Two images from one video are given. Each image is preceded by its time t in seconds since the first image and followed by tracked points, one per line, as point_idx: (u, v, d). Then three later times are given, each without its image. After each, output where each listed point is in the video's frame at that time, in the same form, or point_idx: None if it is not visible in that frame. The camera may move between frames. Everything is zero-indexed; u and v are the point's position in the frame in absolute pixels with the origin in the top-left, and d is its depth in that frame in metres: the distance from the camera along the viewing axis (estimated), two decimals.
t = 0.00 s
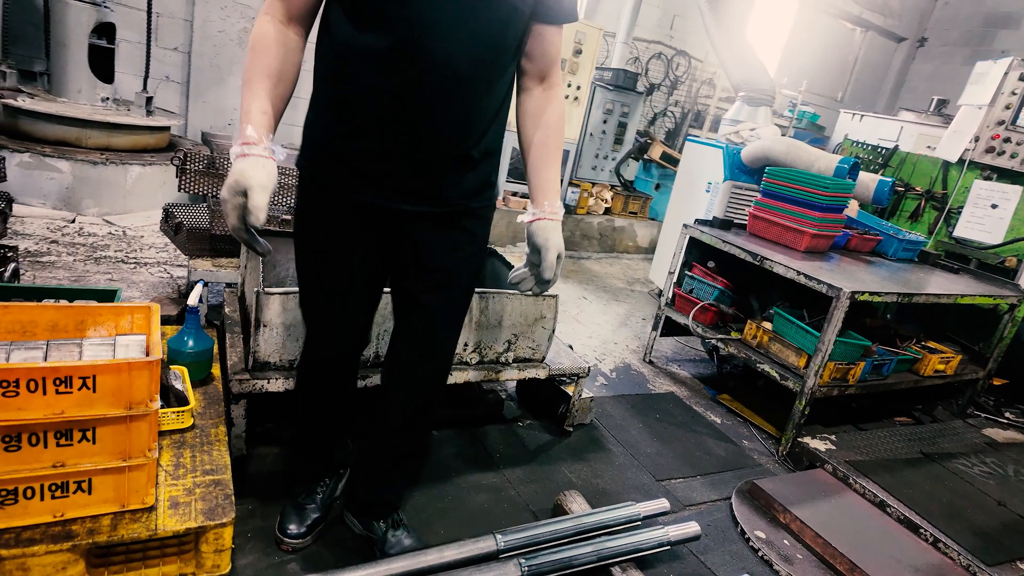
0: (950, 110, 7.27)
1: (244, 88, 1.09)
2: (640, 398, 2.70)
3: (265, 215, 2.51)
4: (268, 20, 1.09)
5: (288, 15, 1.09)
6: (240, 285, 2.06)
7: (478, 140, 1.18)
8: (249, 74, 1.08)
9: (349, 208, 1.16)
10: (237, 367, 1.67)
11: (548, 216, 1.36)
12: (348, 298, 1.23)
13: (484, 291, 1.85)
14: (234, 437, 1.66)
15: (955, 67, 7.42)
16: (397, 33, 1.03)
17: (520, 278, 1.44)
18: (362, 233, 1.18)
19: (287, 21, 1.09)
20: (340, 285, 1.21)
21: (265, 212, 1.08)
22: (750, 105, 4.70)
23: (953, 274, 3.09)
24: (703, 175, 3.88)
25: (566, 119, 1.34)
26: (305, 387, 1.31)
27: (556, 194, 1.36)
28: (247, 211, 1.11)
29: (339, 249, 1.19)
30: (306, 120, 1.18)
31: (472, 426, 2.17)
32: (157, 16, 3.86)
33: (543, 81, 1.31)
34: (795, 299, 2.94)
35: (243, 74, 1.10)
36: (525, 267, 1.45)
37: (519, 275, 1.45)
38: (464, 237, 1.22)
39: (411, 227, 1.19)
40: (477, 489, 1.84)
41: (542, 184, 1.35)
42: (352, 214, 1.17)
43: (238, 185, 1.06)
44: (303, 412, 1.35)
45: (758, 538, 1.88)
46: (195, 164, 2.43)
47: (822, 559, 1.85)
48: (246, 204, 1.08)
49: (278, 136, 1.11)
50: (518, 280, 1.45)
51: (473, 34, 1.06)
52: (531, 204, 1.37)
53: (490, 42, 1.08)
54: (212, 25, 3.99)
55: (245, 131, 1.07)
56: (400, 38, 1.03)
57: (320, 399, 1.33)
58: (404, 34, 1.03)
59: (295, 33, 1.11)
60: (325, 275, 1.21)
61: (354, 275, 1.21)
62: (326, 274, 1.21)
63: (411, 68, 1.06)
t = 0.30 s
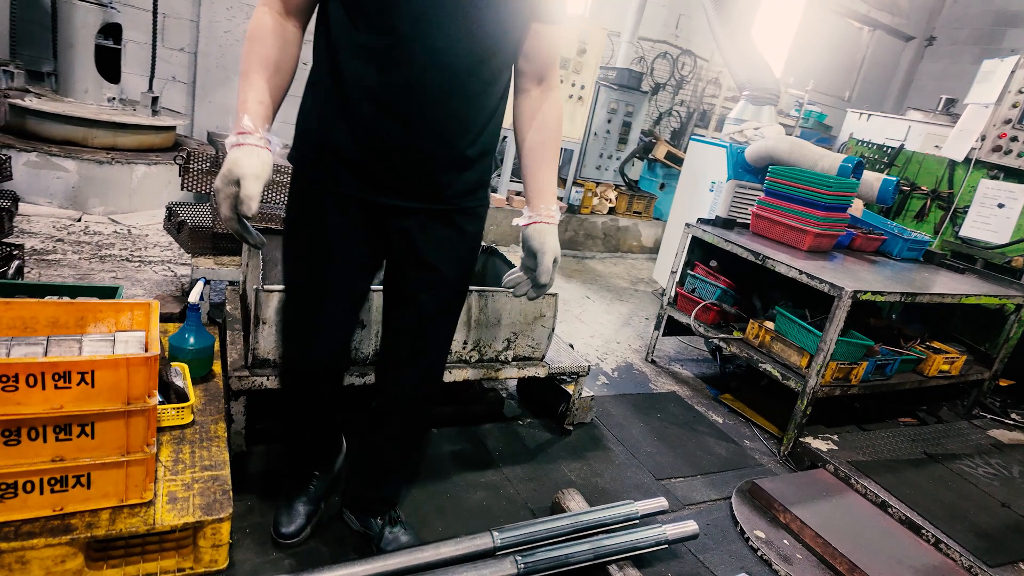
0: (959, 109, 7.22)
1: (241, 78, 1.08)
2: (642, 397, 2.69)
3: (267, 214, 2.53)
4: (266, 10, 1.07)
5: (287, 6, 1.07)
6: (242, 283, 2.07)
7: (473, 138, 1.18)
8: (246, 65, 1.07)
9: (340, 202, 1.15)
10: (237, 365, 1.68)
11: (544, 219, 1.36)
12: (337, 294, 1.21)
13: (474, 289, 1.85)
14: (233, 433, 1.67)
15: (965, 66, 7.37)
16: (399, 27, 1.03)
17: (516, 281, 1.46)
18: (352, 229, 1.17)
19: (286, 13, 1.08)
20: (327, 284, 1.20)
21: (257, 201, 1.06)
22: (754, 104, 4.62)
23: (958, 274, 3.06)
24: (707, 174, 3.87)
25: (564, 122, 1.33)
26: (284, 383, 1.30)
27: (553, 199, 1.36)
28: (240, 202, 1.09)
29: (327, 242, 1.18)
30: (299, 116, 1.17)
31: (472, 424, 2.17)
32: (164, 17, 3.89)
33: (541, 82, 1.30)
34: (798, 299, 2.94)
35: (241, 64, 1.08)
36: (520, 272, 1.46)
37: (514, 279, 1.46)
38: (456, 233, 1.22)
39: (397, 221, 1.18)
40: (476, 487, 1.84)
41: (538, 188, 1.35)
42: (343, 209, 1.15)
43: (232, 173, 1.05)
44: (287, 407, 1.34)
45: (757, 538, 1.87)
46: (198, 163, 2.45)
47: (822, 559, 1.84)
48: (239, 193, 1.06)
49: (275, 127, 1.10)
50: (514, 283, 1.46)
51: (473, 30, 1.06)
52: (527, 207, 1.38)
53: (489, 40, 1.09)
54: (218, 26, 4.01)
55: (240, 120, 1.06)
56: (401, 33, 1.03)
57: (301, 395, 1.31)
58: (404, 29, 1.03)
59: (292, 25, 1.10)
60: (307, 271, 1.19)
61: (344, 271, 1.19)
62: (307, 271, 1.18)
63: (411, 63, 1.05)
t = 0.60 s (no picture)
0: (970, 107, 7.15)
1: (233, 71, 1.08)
2: (644, 396, 2.70)
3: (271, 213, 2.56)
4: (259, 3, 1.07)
5: None
6: (245, 281, 2.10)
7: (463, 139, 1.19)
8: (238, 57, 1.07)
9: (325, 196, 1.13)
10: (239, 360, 1.71)
11: (534, 223, 1.36)
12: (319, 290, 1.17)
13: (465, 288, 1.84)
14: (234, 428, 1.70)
15: (977, 64, 7.30)
16: (393, 26, 1.04)
17: (506, 286, 1.45)
18: (340, 223, 1.16)
19: (279, 6, 1.08)
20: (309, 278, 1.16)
21: (251, 194, 1.09)
22: (760, 103, 4.60)
23: (965, 273, 3.04)
24: (712, 173, 3.87)
25: (555, 128, 1.33)
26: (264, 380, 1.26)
27: (543, 203, 1.37)
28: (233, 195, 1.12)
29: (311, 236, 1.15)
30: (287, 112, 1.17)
31: (473, 421, 2.18)
32: (173, 19, 3.94)
33: (534, 86, 1.30)
34: (801, 297, 2.94)
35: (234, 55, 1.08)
36: (510, 277, 1.45)
37: (504, 284, 1.45)
38: (447, 228, 1.23)
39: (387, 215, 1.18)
40: (475, 483, 1.86)
41: (529, 193, 1.36)
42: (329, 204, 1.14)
43: (226, 167, 1.07)
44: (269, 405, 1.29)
45: (756, 536, 1.87)
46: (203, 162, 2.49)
47: (822, 557, 1.83)
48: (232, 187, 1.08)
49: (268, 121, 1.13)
50: (504, 288, 1.45)
51: (466, 31, 1.08)
52: (518, 211, 1.38)
53: (482, 41, 1.11)
54: (226, 28, 4.06)
55: (233, 113, 1.08)
56: (395, 32, 1.05)
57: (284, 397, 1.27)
58: (398, 28, 1.04)
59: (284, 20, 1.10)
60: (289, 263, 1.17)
61: (329, 266, 1.17)
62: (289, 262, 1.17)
63: (404, 62, 1.07)
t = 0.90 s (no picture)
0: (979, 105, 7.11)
1: (227, 66, 1.07)
2: (646, 394, 2.70)
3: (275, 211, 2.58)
4: None
5: None
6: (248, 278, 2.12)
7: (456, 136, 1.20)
8: (233, 51, 1.06)
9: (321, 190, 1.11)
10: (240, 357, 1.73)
11: (528, 225, 1.37)
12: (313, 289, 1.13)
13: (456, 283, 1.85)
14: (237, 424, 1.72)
15: (985, 62, 7.25)
16: (391, 24, 1.05)
17: (501, 288, 1.48)
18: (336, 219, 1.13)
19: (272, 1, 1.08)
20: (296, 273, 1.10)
21: (251, 191, 1.08)
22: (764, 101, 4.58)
23: (971, 271, 3.02)
24: (716, 171, 3.87)
25: (550, 129, 1.35)
26: (244, 383, 1.19)
27: (538, 204, 1.38)
28: (231, 193, 1.11)
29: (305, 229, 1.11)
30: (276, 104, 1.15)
31: (474, 419, 2.20)
32: (179, 21, 3.97)
33: (528, 86, 1.32)
34: (804, 295, 2.92)
35: (226, 50, 1.07)
36: (504, 278, 1.48)
37: (499, 285, 1.48)
38: (440, 224, 1.24)
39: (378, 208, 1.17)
40: (476, 479, 1.87)
41: (523, 194, 1.36)
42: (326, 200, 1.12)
43: (225, 165, 1.07)
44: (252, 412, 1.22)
45: (757, 533, 1.87)
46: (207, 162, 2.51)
47: (823, 555, 1.83)
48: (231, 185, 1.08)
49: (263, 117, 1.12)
50: (498, 289, 1.48)
51: (462, 31, 1.10)
52: (512, 212, 1.39)
53: (478, 41, 1.12)
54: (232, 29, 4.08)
55: (228, 110, 1.07)
56: (392, 31, 1.05)
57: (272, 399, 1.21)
58: (395, 26, 1.05)
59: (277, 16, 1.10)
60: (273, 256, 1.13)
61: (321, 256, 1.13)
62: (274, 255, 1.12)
63: (401, 61, 1.07)
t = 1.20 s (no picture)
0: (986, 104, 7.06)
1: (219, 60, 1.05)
2: (648, 392, 2.70)
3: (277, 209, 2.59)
4: None
5: None
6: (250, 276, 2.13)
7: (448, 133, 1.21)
8: (226, 45, 1.04)
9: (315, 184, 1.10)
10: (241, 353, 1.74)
11: (521, 223, 1.38)
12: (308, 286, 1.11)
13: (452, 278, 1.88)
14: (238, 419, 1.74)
15: (992, 60, 7.20)
16: (386, 20, 1.05)
17: (493, 287, 1.46)
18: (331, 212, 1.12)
19: None
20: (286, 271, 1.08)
21: (248, 188, 1.05)
22: (768, 99, 4.55)
23: (976, 269, 3.00)
24: (719, 170, 3.86)
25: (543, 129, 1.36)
26: (224, 391, 1.12)
27: (531, 203, 1.39)
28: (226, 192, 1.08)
29: (301, 223, 1.09)
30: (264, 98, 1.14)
31: (475, 416, 2.20)
32: (184, 21, 3.99)
33: (522, 85, 1.33)
34: (807, 293, 2.91)
35: (217, 44, 1.05)
36: (496, 278, 1.46)
37: (491, 285, 1.46)
38: (435, 219, 1.25)
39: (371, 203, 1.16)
40: (476, 475, 1.87)
41: (516, 193, 1.38)
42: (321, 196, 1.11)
43: (220, 162, 1.04)
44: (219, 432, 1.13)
45: (757, 530, 1.86)
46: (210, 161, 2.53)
47: (824, 552, 1.82)
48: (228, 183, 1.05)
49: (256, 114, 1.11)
50: (491, 289, 1.46)
51: (456, 29, 1.10)
52: (505, 211, 1.40)
53: (472, 39, 1.13)
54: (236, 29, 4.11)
55: (222, 107, 1.06)
56: (388, 27, 1.05)
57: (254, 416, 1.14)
58: (391, 21, 1.05)
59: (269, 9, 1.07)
60: (258, 254, 1.08)
61: (312, 252, 1.12)
62: (261, 251, 1.08)
63: (397, 58, 1.07)
